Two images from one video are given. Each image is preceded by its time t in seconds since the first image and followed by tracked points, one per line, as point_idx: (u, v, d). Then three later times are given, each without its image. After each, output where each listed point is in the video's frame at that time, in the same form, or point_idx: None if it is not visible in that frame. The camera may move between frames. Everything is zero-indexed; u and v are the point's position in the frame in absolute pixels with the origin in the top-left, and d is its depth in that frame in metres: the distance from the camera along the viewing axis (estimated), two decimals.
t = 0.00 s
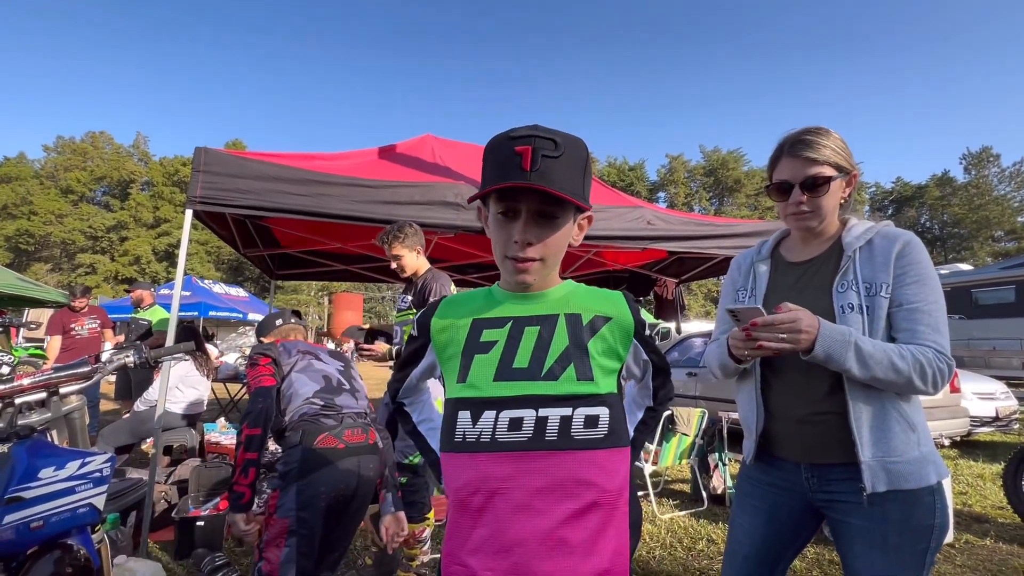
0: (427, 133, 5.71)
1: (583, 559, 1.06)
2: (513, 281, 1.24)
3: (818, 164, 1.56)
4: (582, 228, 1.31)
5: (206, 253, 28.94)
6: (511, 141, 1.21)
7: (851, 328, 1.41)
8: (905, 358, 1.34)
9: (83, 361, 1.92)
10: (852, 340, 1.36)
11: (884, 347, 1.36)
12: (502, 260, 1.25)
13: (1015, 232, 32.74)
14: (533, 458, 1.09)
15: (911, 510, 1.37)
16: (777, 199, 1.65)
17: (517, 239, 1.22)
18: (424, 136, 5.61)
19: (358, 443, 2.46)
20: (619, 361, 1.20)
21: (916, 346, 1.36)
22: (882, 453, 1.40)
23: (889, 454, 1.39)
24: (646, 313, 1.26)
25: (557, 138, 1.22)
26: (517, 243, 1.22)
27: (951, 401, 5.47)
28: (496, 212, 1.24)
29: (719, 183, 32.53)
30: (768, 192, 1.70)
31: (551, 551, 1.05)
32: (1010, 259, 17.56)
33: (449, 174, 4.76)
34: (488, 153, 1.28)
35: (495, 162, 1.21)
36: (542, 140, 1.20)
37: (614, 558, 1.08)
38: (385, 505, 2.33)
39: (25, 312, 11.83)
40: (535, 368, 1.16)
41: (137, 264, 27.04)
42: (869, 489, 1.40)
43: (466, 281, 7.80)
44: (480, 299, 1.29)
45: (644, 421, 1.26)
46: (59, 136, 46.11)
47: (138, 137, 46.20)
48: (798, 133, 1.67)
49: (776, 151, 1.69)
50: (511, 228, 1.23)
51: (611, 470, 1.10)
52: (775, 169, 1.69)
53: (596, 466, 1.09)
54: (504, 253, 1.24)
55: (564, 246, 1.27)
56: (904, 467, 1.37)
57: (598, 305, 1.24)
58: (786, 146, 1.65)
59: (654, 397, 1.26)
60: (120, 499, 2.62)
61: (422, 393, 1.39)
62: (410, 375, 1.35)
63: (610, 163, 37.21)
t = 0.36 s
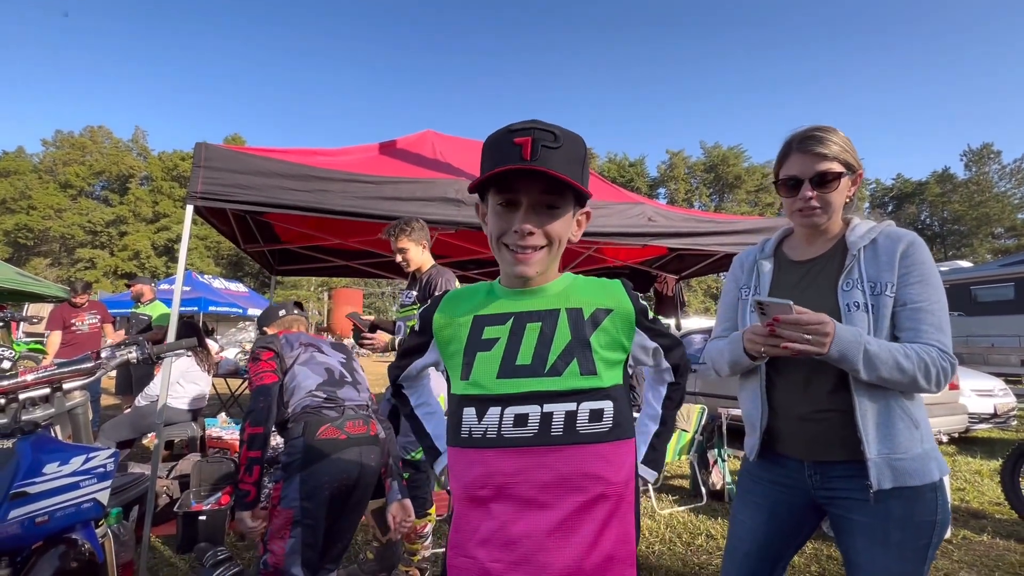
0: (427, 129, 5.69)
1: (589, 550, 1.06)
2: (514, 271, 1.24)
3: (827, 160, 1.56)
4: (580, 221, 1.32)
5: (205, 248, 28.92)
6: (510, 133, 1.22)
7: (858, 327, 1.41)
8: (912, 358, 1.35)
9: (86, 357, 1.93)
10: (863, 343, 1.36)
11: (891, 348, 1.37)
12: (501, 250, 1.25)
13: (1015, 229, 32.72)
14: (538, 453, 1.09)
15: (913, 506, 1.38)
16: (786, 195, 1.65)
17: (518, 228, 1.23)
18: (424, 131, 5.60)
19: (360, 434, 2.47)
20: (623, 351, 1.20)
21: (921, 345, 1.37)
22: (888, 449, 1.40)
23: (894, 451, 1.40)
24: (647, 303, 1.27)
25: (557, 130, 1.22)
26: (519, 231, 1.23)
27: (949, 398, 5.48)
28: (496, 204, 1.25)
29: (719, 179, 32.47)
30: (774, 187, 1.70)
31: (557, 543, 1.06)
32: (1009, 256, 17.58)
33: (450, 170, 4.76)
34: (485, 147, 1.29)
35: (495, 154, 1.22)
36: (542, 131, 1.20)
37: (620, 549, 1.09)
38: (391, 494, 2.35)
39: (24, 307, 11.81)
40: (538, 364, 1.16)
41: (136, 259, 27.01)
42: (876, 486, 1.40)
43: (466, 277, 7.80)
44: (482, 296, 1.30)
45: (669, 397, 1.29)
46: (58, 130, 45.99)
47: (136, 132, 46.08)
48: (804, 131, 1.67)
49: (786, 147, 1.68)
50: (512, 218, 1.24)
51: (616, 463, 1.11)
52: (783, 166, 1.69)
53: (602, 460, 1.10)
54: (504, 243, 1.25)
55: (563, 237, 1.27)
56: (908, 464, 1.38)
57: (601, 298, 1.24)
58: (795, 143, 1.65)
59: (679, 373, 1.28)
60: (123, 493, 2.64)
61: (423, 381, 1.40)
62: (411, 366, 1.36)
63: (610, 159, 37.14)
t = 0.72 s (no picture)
0: (427, 124, 5.68)
1: (586, 549, 1.04)
2: (502, 273, 1.22)
3: (835, 156, 1.55)
4: (567, 213, 1.27)
5: (205, 244, 28.92)
6: (478, 137, 1.20)
7: (870, 322, 1.41)
8: (925, 355, 1.34)
9: (86, 351, 1.91)
10: (876, 339, 1.36)
11: (904, 344, 1.36)
12: (487, 253, 1.24)
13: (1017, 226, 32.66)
14: (535, 449, 1.08)
15: (917, 502, 1.38)
16: (794, 191, 1.63)
17: (497, 231, 1.21)
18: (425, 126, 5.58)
19: (338, 425, 2.56)
20: (625, 347, 1.16)
21: (932, 343, 1.36)
22: (893, 446, 1.40)
23: (899, 447, 1.39)
24: (648, 295, 1.21)
25: (523, 124, 1.18)
26: (498, 234, 1.21)
27: (949, 395, 5.48)
28: (475, 209, 1.24)
29: (720, 175, 32.42)
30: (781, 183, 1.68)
31: (554, 540, 1.04)
32: (1010, 254, 17.56)
33: (451, 165, 4.74)
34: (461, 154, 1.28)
35: (464, 160, 1.21)
36: (507, 130, 1.17)
37: (621, 549, 1.05)
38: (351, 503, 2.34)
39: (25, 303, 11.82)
40: (535, 360, 1.15)
41: (137, 254, 27.02)
42: (880, 482, 1.40)
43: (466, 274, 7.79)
44: (482, 292, 1.30)
45: (674, 408, 1.20)
46: (57, 125, 45.92)
47: (136, 127, 46.01)
48: (811, 127, 1.66)
49: (792, 144, 1.67)
50: (491, 222, 1.22)
51: (614, 460, 1.07)
52: (788, 162, 1.67)
53: (598, 457, 1.06)
54: (488, 248, 1.24)
55: (549, 231, 1.23)
56: (913, 460, 1.38)
57: (600, 290, 1.21)
58: (803, 139, 1.63)
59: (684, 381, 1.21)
60: (122, 487, 2.64)
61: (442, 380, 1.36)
62: (427, 368, 1.35)
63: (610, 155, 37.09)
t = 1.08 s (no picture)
0: (430, 119, 5.66)
1: (570, 535, 1.04)
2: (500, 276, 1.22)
3: (846, 151, 1.54)
4: (568, 211, 1.23)
5: (208, 239, 28.96)
6: (474, 137, 1.20)
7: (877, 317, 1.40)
8: (932, 350, 1.34)
9: (90, 344, 1.93)
10: (884, 334, 1.35)
11: (912, 339, 1.36)
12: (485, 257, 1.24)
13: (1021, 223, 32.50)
14: (526, 434, 1.08)
15: (920, 497, 1.38)
16: (805, 186, 1.62)
17: (489, 236, 1.19)
18: (427, 121, 5.57)
19: (300, 418, 2.60)
20: (629, 341, 1.13)
21: (938, 338, 1.36)
22: (896, 440, 1.40)
23: (903, 441, 1.39)
24: (657, 290, 1.17)
25: (515, 123, 1.16)
26: (491, 239, 1.19)
27: (952, 392, 5.47)
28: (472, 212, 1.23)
29: (723, 172, 32.32)
30: (789, 177, 1.67)
31: (538, 523, 1.05)
32: (1013, 251, 17.47)
33: (453, 160, 4.73)
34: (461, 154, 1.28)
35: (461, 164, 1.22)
36: (497, 131, 1.15)
37: (604, 541, 1.04)
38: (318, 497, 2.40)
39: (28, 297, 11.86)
40: (533, 347, 1.15)
41: (139, 249, 27.07)
42: (884, 476, 1.39)
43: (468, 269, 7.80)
44: (491, 280, 1.32)
45: (692, 390, 1.16)
46: (59, 120, 45.92)
47: (138, 122, 45.99)
48: (820, 121, 1.64)
49: (803, 136, 1.64)
50: (485, 226, 1.21)
51: (602, 453, 1.05)
52: (797, 155, 1.65)
53: (585, 448, 1.05)
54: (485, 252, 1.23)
55: (545, 235, 1.19)
56: (917, 454, 1.38)
57: (602, 282, 1.17)
58: (814, 132, 1.61)
59: (707, 364, 1.16)
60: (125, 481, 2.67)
61: (459, 357, 1.37)
62: (444, 344, 1.39)
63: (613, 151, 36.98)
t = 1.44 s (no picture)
0: (434, 114, 5.67)
1: (573, 519, 1.06)
2: (513, 260, 1.25)
3: (860, 138, 1.56)
4: (579, 198, 1.28)
5: (213, 235, 29.10)
6: (492, 118, 1.19)
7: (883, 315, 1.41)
8: (939, 347, 1.35)
9: (100, 337, 1.97)
10: (893, 333, 1.36)
11: (920, 337, 1.37)
12: (499, 239, 1.26)
13: None
14: (527, 421, 1.11)
15: (918, 489, 1.39)
16: (823, 178, 1.59)
17: (508, 218, 1.22)
18: (431, 116, 5.58)
19: (286, 404, 2.74)
20: (629, 328, 1.14)
21: (943, 334, 1.37)
22: (897, 433, 1.41)
23: (904, 434, 1.41)
24: (657, 276, 1.19)
25: (537, 108, 1.17)
26: (510, 222, 1.22)
27: (957, 388, 5.46)
28: (486, 194, 1.25)
29: (728, 167, 32.18)
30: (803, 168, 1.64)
31: (542, 507, 1.08)
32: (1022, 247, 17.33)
33: (457, 155, 4.75)
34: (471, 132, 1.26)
35: (474, 144, 1.20)
36: (520, 113, 1.16)
37: (607, 524, 1.06)
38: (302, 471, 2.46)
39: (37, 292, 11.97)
40: (534, 335, 1.17)
41: (146, 245, 27.24)
42: (885, 469, 1.41)
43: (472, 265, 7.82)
44: (492, 268, 1.34)
45: (698, 375, 1.16)
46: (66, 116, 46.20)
47: (144, 118, 46.15)
48: (831, 115, 1.63)
49: (817, 127, 1.62)
50: (502, 209, 1.23)
51: (602, 438, 1.07)
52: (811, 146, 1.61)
53: (585, 435, 1.07)
54: (500, 234, 1.25)
55: (558, 219, 1.24)
56: (918, 448, 1.39)
57: (603, 270, 1.19)
58: (830, 125, 1.59)
59: (713, 349, 1.17)
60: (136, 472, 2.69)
61: (459, 346, 1.39)
62: (444, 331, 1.42)
63: (617, 146, 36.85)
